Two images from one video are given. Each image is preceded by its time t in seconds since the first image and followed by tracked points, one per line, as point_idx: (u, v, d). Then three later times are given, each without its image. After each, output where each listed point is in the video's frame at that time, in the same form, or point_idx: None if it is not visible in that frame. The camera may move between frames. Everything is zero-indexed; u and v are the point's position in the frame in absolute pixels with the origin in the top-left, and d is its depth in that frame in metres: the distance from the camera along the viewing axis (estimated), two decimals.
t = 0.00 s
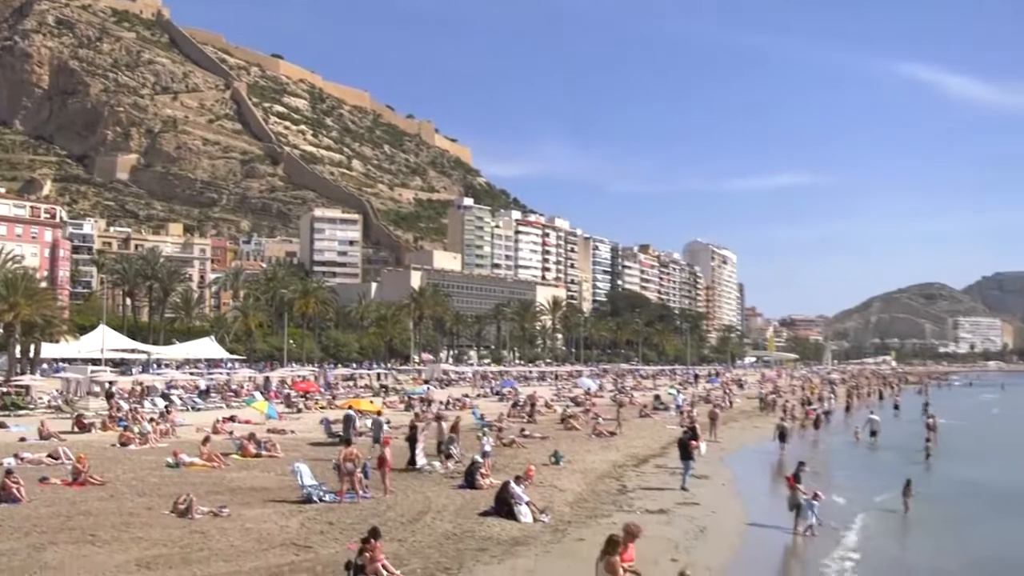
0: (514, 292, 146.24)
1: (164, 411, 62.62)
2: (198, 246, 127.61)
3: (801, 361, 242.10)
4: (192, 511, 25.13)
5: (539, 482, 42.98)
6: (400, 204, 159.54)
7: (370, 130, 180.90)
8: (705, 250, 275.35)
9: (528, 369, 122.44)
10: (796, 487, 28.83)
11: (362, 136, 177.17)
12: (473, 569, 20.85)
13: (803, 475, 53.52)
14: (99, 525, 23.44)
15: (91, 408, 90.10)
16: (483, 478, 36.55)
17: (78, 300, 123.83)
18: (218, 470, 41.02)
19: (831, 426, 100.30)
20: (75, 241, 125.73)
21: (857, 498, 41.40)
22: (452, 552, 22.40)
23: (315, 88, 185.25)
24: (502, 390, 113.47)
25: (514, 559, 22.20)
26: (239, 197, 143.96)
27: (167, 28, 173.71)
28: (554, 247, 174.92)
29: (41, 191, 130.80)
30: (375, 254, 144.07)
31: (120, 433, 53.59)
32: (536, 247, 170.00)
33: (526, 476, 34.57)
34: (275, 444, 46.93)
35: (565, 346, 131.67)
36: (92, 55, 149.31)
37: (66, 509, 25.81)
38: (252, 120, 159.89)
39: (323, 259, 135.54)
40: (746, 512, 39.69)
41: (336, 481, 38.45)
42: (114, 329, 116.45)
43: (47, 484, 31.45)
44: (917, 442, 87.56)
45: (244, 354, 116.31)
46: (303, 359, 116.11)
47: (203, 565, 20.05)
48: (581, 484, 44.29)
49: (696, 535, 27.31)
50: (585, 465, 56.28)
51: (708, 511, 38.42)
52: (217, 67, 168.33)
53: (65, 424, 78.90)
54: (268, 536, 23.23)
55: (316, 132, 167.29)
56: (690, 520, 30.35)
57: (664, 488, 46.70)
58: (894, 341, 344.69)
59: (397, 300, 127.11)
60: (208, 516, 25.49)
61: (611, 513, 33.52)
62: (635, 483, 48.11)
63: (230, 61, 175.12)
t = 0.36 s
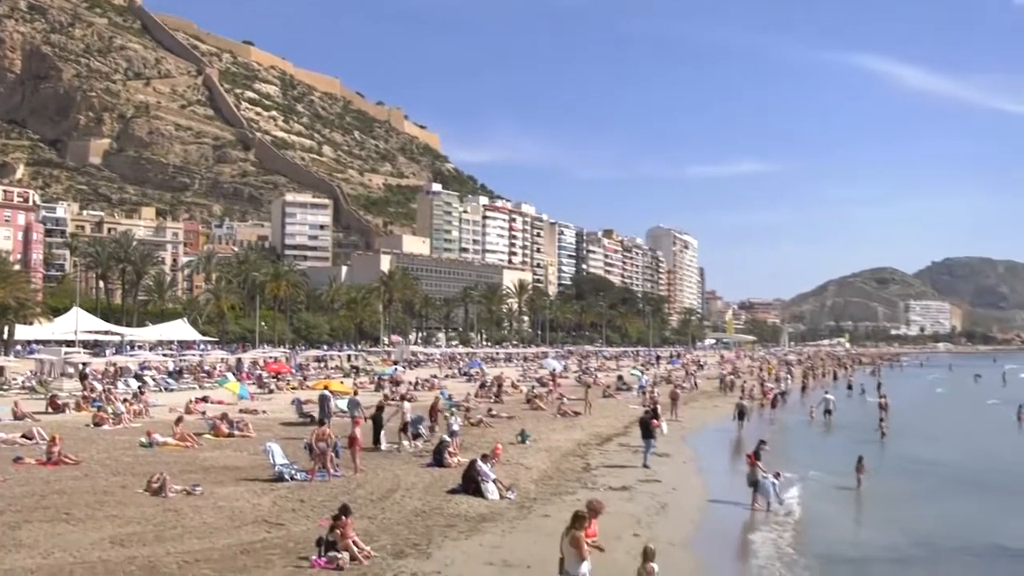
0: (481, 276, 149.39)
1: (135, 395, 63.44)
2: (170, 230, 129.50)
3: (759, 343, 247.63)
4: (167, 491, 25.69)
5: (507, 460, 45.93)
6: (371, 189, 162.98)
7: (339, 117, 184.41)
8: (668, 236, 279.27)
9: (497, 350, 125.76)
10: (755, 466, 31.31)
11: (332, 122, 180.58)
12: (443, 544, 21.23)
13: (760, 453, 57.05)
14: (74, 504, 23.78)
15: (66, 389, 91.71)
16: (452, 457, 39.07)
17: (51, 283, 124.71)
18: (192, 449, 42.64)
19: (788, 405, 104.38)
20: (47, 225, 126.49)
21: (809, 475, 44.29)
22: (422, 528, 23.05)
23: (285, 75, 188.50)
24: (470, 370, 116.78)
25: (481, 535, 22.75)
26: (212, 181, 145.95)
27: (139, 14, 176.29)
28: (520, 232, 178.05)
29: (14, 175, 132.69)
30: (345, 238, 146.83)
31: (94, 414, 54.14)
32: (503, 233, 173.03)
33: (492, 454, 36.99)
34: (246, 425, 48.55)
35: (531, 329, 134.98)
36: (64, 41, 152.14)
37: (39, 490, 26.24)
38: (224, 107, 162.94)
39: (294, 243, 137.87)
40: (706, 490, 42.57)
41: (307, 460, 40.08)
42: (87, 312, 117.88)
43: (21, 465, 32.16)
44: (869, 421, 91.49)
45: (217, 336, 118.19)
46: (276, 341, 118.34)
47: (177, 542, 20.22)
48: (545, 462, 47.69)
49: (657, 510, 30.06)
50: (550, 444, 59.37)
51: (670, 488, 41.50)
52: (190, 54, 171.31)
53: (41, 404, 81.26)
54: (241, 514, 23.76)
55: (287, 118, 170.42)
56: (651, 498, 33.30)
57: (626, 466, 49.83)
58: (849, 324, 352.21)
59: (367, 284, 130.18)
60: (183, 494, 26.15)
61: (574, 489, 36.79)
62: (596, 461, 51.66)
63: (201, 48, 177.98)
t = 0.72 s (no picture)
0: (459, 257, 152.58)
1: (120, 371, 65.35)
2: (153, 213, 131.72)
3: (728, 323, 252.20)
4: (151, 467, 25.71)
5: (484, 437, 48.68)
6: (351, 173, 166.78)
7: (320, 102, 187.64)
8: (641, 219, 281.85)
9: (474, 330, 129.08)
10: (723, 445, 34.95)
11: (312, 107, 183.74)
12: (422, 518, 21.72)
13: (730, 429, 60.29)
14: (60, 480, 23.79)
15: (50, 368, 93.37)
16: (431, 434, 42.66)
17: (36, 265, 126.09)
18: (177, 426, 42.39)
19: (757, 384, 108.14)
20: (32, 207, 128.48)
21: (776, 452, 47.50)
22: (401, 503, 23.50)
23: (266, 61, 191.64)
24: (448, 349, 120.01)
25: (460, 510, 23.47)
26: (194, 165, 148.65)
27: None
28: (497, 215, 180.91)
29: None
30: (326, 221, 149.92)
31: (79, 392, 53.32)
32: (480, 215, 176.00)
33: (468, 431, 40.10)
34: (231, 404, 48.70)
35: (508, 310, 138.27)
36: (47, 26, 155.71)
37: (25, 466, 26.12)
38: (207, 92, 165.39)
39: (275, 225, 140.63)
40: (679, 466, 45.77)
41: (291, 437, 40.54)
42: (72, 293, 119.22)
43: (4, 443, 31.85)
44: (834, 398, 95.29)
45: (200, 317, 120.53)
46: (258, 322, 121.11)
47: (160, 517, 20.29)
48: (522, 439, 50.94)
49: (629, 484, 33.65)
50: (525, 421, 62.62)
51: (641, 464, 45.22)
52: (172, 39, 174.17)
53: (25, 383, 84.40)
54: (224, 489, 23.91)
55: (268, 103, 173.17)
56: (625, 474, 36.90)
57: (601, 442, 53.55)
58: (817, 305, 358.59)
59: (347, 265, 133.08)
60: (166, 471, 26.17)
61: (550, 465, 39.53)
62: (572, 437, 55.06)
63: (183, 33, 180.71)
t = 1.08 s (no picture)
0: (441, 238, 155.74)
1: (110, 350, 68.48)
2: (141, 194, 134.05)
3: (704, 303, 256.42)
4: (140, 444, 28.50)
5: (466, 412, 52.31)
6: (335, 155, 170.27)
7: (305, 85, 190.70)
8: (619, 201, 284.99)
9: (456, 309, 132.15)
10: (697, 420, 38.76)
11: (297, 91, 186.72)
12: (404, 492, 24.52)
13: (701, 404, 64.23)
14: (52, 457, 26.01)
15: (40, 347, 95.12)
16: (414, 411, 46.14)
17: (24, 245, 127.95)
18: (163, 404, 45.12)
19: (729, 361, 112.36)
20: (21, 188, 130.40)
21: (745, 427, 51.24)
22: (383, 478, 26.14)
23: (252, 45, 194.62)
24: (431, 329, 123.00)
25: (441, 484, 26.15)
26: (181, 148, 151.37)
27: None
28: (479, 197, 183.72)
29: None
30: (311, 203, 152.74)
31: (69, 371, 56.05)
32: (462, 197, 178.78)
33: (450, 406, 43.12)
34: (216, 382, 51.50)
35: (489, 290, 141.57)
36: (34, 9, 158.79)
37: (19, 443, 28.68)
38: (193, 76, 168.44)
39: (261, 207, 143.18)
40: (653, 441, 49.44)
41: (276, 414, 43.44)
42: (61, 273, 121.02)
43: None
44: (803, 376, 99.23)
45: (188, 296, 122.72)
46: (244, 301, 123.80)
47: (150, 492, 22.46)
48: (502, 415, 53.91)
49: (607, 458, 37.30)
50: (506, 398, 66.09)
51: (617, 438, 48.82)
52: (158, 23, 176.92)
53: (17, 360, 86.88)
54: (211, 465, 26.21)
55: (254, 87, 175.96)
56: (602, 449, 40.51)
57: (579, 417, 57.31)
58: (789, 286, 363.99)
59: (332, 246, 135.99)
60: (155, 448, 29.02)
61: (529, 441, 42.88)
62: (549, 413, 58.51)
63: (170, 16, 183.11)
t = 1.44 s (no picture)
0: (425, 217, 159.03)
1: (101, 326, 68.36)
2: (129, 172, 136.27)
3: (681, 280, 261.12)
4: (129, 417, 27.52)
5: (449, 386, 55.37)
6: (320, 135, 173.45)
7: (291, 66, 193.81)
8: (596, 179, 288.99)
9: (441, 286, 135.49)
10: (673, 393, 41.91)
11: (282, 71, 189.62)
12: (389, 463, 24.28)
13: (677, 377, 67.51)
14: (40, 429, 25.45)
15: (31, 322, 96.03)
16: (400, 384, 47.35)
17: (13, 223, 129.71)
18: (151, 377, 44.06)
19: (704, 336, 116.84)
20: (9, 166, 132.54)
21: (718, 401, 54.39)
22: (369, 450, 25.96)
23: (237, 26, 197.66)
24: (415, 304, 126.09)
25: (424, 456, 26.08)
26: (168, 127, 154.13)
27: None
28: (461, 175, 186.54)
29: None
30: (297, 181, 155.32)
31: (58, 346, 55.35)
32: (444, 175, 181.57)
33: (433, 381, 45.90)
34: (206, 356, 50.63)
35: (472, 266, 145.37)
36: None
37: (10, 419, 27.69)
38: (180, 56, 170.88)
39: (248, 185, 145.60)
40: (629, 414, 52.53)
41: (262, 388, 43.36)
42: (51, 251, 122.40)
43: None
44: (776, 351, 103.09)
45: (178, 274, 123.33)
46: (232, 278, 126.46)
47: (139, 464, 21.82)
48: (484, 389, 56.88)
49: (585, 431, 40.33)
50: (489, 372, 69.27)
51: (597, 412, 51.72)
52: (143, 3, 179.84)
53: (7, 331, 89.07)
54: (201, 437, 25.73)
55: (240, 67, 178.66)
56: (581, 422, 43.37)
57: (561, 391, 60.57)
58: (762, 263, 370.25)
59: (317, 224, 138.80)
60: (144, 420, 28.06)
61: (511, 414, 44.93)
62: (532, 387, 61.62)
63: None
